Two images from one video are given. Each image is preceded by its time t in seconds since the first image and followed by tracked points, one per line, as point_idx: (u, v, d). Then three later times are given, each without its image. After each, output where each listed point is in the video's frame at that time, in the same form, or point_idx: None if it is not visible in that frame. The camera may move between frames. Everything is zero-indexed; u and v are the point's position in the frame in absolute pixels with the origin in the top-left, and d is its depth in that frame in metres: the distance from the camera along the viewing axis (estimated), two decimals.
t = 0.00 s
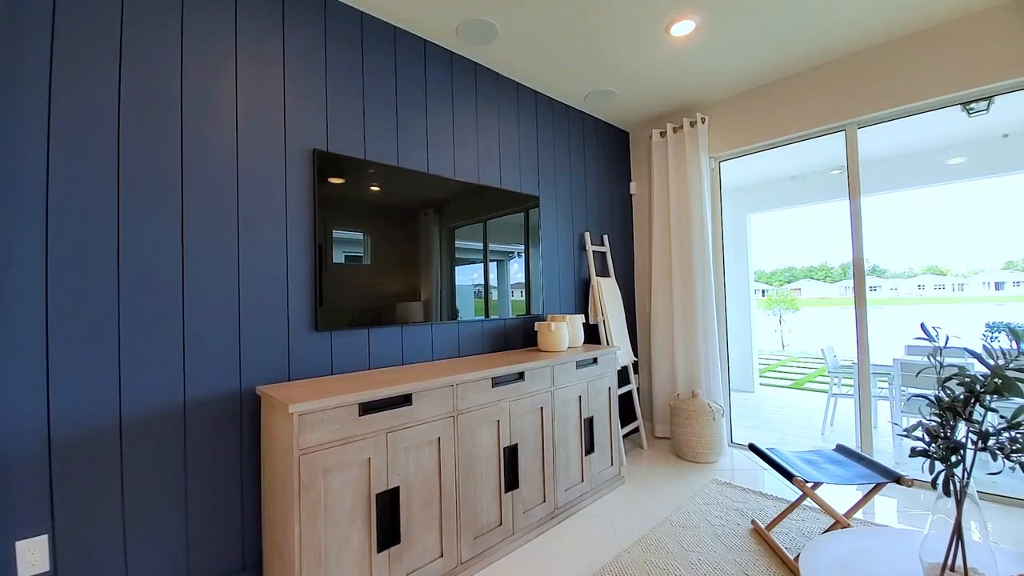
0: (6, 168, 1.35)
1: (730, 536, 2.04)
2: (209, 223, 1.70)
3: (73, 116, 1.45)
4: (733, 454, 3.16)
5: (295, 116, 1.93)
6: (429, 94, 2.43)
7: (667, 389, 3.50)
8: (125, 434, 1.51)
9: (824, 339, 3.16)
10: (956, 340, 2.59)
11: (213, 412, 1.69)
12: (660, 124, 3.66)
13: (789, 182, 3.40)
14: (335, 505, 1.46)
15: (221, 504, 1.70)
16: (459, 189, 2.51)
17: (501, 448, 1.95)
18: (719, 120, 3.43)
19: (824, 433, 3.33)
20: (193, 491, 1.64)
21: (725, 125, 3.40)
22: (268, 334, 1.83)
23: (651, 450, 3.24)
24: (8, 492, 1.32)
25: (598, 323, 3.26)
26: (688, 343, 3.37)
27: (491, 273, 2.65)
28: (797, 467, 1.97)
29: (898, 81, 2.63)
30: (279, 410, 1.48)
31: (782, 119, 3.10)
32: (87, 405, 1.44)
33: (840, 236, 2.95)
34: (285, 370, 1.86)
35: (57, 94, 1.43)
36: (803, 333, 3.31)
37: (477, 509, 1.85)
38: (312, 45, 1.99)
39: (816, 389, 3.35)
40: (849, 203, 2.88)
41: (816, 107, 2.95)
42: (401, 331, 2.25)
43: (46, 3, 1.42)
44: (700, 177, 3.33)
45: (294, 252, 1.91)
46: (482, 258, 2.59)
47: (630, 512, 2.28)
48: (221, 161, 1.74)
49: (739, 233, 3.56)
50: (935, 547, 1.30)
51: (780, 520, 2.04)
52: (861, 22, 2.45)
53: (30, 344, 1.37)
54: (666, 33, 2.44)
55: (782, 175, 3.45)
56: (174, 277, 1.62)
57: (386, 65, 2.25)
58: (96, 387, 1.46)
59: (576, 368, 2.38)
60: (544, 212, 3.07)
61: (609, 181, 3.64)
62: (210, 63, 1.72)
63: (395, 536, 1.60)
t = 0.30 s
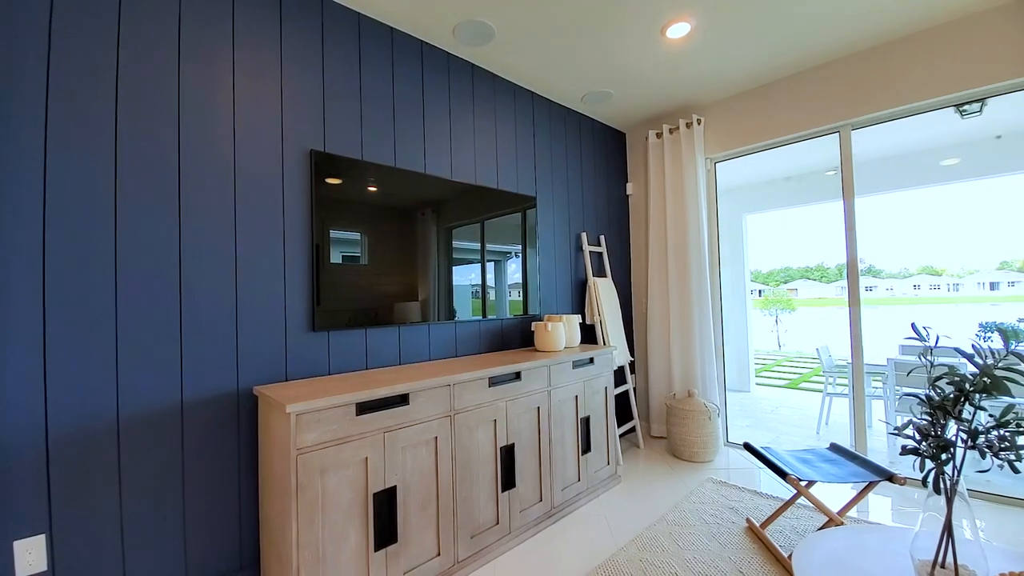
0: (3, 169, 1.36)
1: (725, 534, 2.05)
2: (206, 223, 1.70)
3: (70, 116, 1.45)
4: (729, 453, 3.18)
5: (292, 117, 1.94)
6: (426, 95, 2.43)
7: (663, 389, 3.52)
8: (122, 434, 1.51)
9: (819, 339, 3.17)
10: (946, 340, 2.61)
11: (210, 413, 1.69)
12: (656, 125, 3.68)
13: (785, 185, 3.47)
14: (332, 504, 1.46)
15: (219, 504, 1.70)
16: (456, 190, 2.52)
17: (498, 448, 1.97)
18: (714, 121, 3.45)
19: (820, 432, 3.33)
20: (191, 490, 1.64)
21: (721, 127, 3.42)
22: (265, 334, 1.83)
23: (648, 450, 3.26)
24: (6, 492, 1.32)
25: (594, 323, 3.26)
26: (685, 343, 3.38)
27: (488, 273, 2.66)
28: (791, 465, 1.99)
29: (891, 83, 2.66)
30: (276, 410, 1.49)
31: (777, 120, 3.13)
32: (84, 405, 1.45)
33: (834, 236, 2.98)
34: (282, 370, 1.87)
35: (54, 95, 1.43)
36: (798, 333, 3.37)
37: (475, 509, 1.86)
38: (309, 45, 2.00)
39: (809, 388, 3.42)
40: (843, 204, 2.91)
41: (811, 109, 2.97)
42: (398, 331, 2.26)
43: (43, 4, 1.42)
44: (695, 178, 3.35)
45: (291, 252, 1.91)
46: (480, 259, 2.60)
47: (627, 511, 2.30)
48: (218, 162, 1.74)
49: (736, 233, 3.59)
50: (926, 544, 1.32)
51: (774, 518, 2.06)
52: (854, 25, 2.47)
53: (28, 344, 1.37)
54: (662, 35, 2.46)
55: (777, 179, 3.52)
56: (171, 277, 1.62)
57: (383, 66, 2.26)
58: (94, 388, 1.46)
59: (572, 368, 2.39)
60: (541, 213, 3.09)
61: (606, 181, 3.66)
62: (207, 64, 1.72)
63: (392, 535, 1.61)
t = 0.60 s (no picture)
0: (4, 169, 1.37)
1: (719, 531, 2.08)
2: (204, 223, 1.72)
3: (71, 117, 1.47)
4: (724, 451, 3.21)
5: (290, 118, 1.96)
6: (423, 97, 2.46)
7: (658, 388, 3.55)
8: (122, 431, 1.53)
9: (814, 339, 3.20)
10: (931, 337, 2.70)
11: (209, 411, 1.71)
12: (652, 127, 3.72)
13: (779, 184, 3.40)
14: (330, 500, 1.48)
15: (217, 502, 1.72)
16: (453, 190, 2.54)
17: (494, 446, 1.99)
18: (709, 122, 3.48)
19: (816, 432, 3.33)
20: (190, 488, 1.66)
21: (716, 128, 3.45)
22: (263, 333, 1.85)
23: (643, 448, 3.29)
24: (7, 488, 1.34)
25: (591, 322, 3.28)
26: (680, 342, 3.41)
27: (486, 273, 2.68)
28: (782, 461, 2.02)
29: (883, 85, 2.70)
30: (274, 408, 1.51)
31: (771, 122, 3.16)
32: (84, 402, 1.46)
33: (827, 237, 3.03)
34: (280, 368, 1.89)
35: (55, 96, 1.45)
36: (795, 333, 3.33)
37: (471, 505, 1.88)
38: (307, 48, 2.02)
39: (806, 387, 3.37)
40: (836, 204, 2.97)
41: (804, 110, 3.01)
42: (395, 331, 2.27)
43: (43, 6, 1.44)
44: (690, 178, 3.38)
45: (289, 252, 1.93)
46: (477, 259, 2.62)
47: (622, 508, 2.32)
48: (216, 162, 1.76)
49: (732, 232, 3.58)
50: (912, 538, 1.34)
51: (767, 515, 2.08)
52: (846, 28, 2.51)
53: (29, 342, 1.39)
54: (656, 37, 2.49)
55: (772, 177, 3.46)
56: (170, 276, 1.64)
57: (380, 67, 2.28)
58: (93, 386, 1.48)
59: (568, 367, 2.41)
60: (538, 213, 3.11)
61: (602, 182, 3.68)
62: (206, 65, 1.74)
63: (389, 531, 1.62)
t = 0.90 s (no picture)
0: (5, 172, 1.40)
1: (710, 526, 2.11)
2: (202, 224, 1.75)
3: (72, 121, 1.50)
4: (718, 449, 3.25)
5: (287, 120, 1.99)
6: (418, 98, 2.49)
7: (653, 386, 3.59)
8: (121, 429, 1.55)
9: (808, 337, 3.23)
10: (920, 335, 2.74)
11: (207, 408, 1.73)
12: (646, 128, 3.76)
13: (774, 185, 3.44)
14: (325, 495, 1.51)
15: (215, 498, 1.74)
16: (449, 191, 2.57)
17: (488, 443, 2.02)
18: (703, 124, 3.52)
19: (809, 429, 3.38)
20: (188, 484, 1.69)
21: (709, 129, 3.49)
22: (261, 332, 1.88)
23: (638, 446, 3.32)
24: (8, 485, 1.36)
25: (586, 321, 3.34)
26: (674, 341, 3.45)
27: (483, 273, 2.71)
28: (771, 457, 2.06)
29: (872, 88, 2.74)
30: (271, 405, 1.54)
31: (764, 124, 3.21)
32: (84, 401, 1.49)
33: (818, 237, 3.08)
34: (277, 366, 1.91)
35: (56, 100, 1.48)
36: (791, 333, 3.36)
37: (465, 501, 1.91)
38: (303, 49, 2.05)
39: (800, 386, 3.40)
40: (827, 205, 3.02)
41: (796, 113, 3.05)
42: (391, 330, 2.30)
43: (44, 12, 1.46)
44: (683, 179, 3.42)
45: (286, 253, 1.96)
46: (474, 259, 2.65)
47: (615, 505, 2.36)
48: (214, 164, 1.79)
49: (727, 233, 3.64)
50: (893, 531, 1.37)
51: (757, 510, 2.12)
52: (835, 31, 2.55)
53: (29, 342, 1.41)
54: (648, 40, 2.52)
55: (766, 178, 3.50)
56: (169, 276, 1.67)
57: (376, 70, 2.31)
58: (93, 384, 1.51)
59: (561, 365, 2.44)
60: (533, 214, 3.15)
61: (597, 182, 3.72)
62: (203, 69, 1.77)
63: (384, 526, 1.65)
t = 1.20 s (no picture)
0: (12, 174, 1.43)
1: (702, 521, 2.16)
2: (204, 225, 1.78)
3: (77, 125, 1.53)
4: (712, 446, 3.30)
5: (287, 123, 2.02)
6: (416, 101, 2.52)
7: (648, 385, 3.64)
8: (125, 425, 1.59)
9: (801, 337, 3.26)
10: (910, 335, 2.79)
11: (209, 406, 1.77)
12: (642, 130, 3.81)
13: (768, 186, 3.50)
14: (325, 490, 1.55)
15: (217, 494, 1.78)
16: (447, 192, 2.61)
17: (485, 440, 2.06)
18: (697, 126, 3.57)
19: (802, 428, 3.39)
20: (190, 480, 1.72)
21: (703, 132, 3.54)
22: (262, 331, 1.91)
23: (633, 444, 3.37)
24: (15, 480, 1.39)
25: (581, 321, 3.38)
26: (669, 341, 3.49)
27: (481, 273, 2.75)
28: (761, 454, 2.10)
29: (862, 92, 2.80)
30: (272, 402, 1.57)
31: (757, 127, 3.26)
32: (89, 398, 1.52)
33: (808, 238, 3.15)
34: (278, 365, 1.95)
35: (62, 104, 1.51)
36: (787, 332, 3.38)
37: (462, 497, 1.95)
38: (303, 53, 2.08)
39: (795, 386, 3.42)
40: (818, 207, 3.08)
41: (788, 116, 3.11)
42: (390, 329, 2.34)
43: (50, 19, 1.50)
44: (678, 181, 3.47)
45: (287, 254, 2.00)
46: (472, 259, 2.69)
47: (610, 501, 2.40)
48: (216, 167, 1.82)
49: (722, 233, 3.70)
50: (876, 523, 1.41)
51: (747, 506, 2.16)
52: (825, 36, 2.60)
53: (35, 341, 1.44)
54: (642, 44, 2.57)
55: (761, 180, 3.56)
56: (171, 276, 1.70)
57: (374, 73, 2.35)
58: (98, 382, 1.54)
59: (557, 364, 2.48)
60: (530, 215, 3.19)
61: (593, 184, 3.76)
62: (205, 73, 1.80)
63: (383, 521, 1.69)
